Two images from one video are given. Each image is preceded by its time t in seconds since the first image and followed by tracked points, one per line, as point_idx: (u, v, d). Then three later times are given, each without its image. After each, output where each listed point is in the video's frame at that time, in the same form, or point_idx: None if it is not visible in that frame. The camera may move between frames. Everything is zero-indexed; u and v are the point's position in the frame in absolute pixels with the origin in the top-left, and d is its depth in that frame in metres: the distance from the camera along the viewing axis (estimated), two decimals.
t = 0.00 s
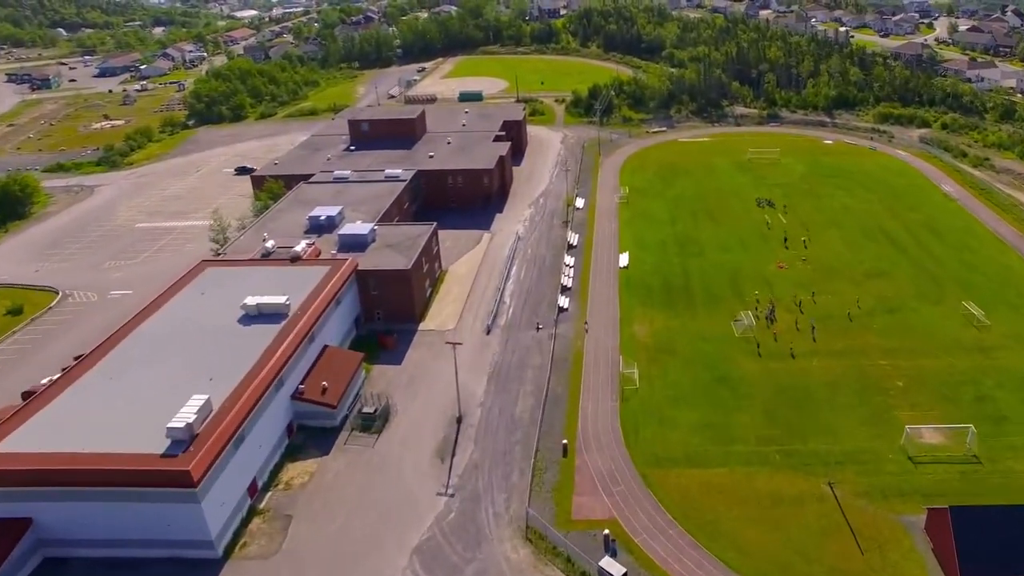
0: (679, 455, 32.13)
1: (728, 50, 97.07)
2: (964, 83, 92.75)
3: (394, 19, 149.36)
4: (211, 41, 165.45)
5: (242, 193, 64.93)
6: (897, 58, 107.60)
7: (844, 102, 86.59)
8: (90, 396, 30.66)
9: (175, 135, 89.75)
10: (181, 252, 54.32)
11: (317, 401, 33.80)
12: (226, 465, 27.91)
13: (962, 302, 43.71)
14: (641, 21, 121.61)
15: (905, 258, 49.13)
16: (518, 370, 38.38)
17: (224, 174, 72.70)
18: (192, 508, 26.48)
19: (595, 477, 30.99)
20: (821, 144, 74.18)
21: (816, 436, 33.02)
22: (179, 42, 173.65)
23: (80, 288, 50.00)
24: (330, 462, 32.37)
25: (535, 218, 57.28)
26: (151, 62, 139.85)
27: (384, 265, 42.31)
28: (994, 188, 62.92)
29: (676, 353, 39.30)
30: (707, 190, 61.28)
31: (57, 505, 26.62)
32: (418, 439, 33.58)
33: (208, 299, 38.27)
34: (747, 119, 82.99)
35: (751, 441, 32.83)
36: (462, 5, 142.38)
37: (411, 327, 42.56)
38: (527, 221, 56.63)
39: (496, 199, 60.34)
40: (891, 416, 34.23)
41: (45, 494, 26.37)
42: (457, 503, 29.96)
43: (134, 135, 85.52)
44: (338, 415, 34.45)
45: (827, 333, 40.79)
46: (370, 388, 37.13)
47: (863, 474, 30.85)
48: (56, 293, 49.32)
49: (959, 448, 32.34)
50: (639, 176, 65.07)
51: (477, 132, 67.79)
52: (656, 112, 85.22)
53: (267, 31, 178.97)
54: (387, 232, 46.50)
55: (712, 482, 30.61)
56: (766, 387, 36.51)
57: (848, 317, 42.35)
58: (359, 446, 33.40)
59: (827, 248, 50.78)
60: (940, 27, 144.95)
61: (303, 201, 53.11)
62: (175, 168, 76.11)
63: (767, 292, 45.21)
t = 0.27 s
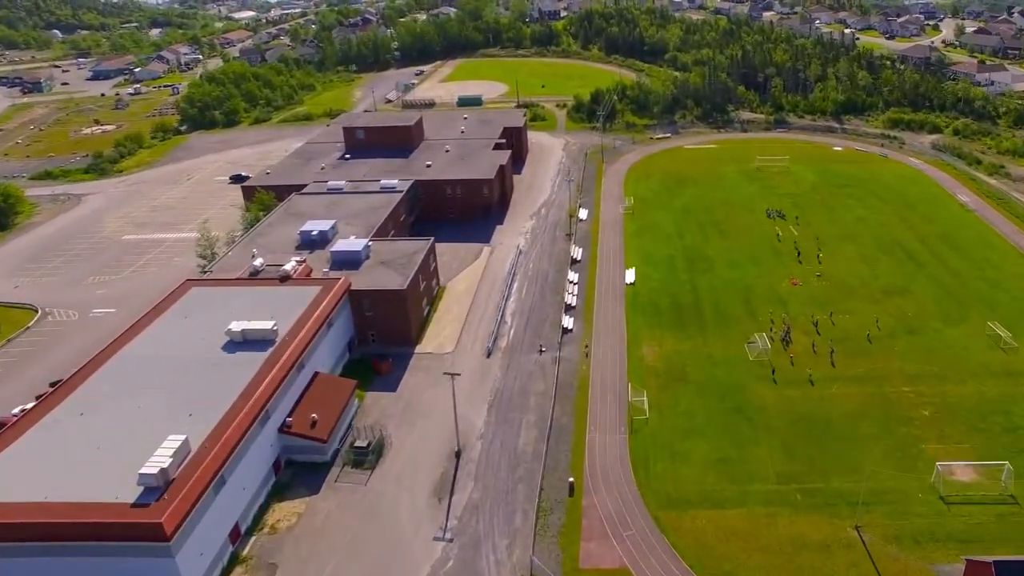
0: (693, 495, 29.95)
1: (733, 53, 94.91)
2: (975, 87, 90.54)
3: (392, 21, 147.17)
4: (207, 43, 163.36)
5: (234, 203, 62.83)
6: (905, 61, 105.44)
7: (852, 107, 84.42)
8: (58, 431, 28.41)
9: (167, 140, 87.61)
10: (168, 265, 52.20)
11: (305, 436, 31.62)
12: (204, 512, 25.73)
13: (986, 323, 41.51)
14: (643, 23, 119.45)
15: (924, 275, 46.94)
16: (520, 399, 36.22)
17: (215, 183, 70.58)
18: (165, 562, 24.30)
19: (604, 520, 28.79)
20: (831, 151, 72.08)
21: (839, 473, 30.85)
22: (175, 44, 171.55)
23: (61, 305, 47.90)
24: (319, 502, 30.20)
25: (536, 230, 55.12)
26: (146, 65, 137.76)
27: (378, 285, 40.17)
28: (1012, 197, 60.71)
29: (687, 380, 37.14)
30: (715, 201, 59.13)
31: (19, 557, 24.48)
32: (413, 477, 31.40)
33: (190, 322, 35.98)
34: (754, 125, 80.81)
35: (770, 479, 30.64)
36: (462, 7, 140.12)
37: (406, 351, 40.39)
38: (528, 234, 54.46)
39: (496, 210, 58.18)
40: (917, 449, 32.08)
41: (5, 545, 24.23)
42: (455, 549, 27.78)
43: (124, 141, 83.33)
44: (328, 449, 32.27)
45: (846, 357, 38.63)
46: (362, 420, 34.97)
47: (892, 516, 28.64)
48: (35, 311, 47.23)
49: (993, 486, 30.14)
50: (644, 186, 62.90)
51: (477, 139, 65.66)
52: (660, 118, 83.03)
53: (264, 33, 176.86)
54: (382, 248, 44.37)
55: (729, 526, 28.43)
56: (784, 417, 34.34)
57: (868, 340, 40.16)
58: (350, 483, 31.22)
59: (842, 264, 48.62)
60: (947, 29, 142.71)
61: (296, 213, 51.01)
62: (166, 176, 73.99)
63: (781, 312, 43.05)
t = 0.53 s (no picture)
0: (708, 540, 27.79)
1: (737, 56, 92.77)
2: (985, 92, 88.41)
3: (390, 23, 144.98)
4: (202, 45, 161.22)
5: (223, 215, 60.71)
6: (912, 65, 103.34)
7: (861, 112, 82.28)
8: (21, 476, 26.26)
9: (158, 147, 85.44)
10: (153, 281, 50.01)
11: (291, 475, 29.48)
12: (176, 569, 23.56)
13: (1012, 346, 39.36)
14: (645, 25, 117.26)
15: (943, 293, 44.80)
16: (521, 431, 34.06)
17: (205, 192, 68.40)
18: None
19: (612, 571, 26.57)
20: (840, 159, 69.97)
21: (864, 515, 28.71)
22: (170, 46, 169.41)
23: (40, 325, 45.78)
24: (304, 549, 28.05)
25: (537, 244, 52.95)
26: (139, 68, 135.58)
27: (370, 307, 38.00)
28: None
29: (698, 409, 35.00)
30: (723, 212, 57.00)
31: None
32: (406, 519, 29.23)
33: (169, 350, 33.73)
34: (760, 131, 78.65)
35: (790, 523, 28.48)
36: (460, 8, 137.91)
37: (400, 377, 38.24)
38: (528, 248, 52.29)
39: (495, 223, 56.01)
40: (946, 488, 29.93)
41: None
42: None
43: (113, 148, 81.12)
44: (315, 489, 30.12)
45: (865, 384, 36.49)
46: (352, 455, 32.80)
47: (924, 567, 26.42)
48: (12, 332, 45.13)
49: None
50: (649, 196, 60.76)
51: (475, 148, 63.47)
52: (664, 123, 80.86)
53: (260, 35, 174.75)
54: (374, 267, 42.20)
55: None
56: (803, 451, 32.19)
57: (888, 365, 38.02)
58: (338, 526, 29.05)
59: (857, 281, 46.50)
60: (953, 31, 140.59)
61: (286, 227, 48.83)
62: (155, 185, 71.83)
63: (795, 333, 40.91)
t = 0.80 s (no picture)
0: None
1: (741, 59, 90.62)
2: (995, 96, 86.23)
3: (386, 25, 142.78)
4: (195, 48, 159.01)
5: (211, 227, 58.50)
6: (919, 68, 101.25)
7: (868, 117, 80.17)
8: None
9: (146, 153, 83.19)
10: (133, 298, 47.74)
11: (272, 521, 27.32)
12: None
13: None
14: (646, 27, 115.09)
15: (964, 311, 42.63)
16: (519, 467, 31.91)
17: (193, 201, 66.14)
18: None
19: None
20: (848, 166, 67.84)
21: (891, 564, 26.54)
22: (163, 48, 167.22)
23: (13, 347, 43.54)
24: None
25: (536, 258, 50.77)
26: (131, 71, 133.36)
27: (360, 332, 35.81)
28: None
29: (708, 443, 32.83)
30: (730, 223, 54.84)
31: None
32: (396, 568, 27.05)
33: (143, 381, 31.48)
34: (764, 136, 76.53)
35: (811, 573, 26.31)
36: (457, 10, 135.77)
37: (392, 405, 36.11)
38: (527, 263, 50.11)
39: (492, 235, 53.85)
40: (979, 533, 27.73)
41: None
42: None
43: (100, 155, 78.78)
44: (300, 534, 27.99)
45: (886, 413, 34.32)
46: (339, 494, 30.67)
47: None
48: None
49: None
50: (652, 206, 58.61)
51: (472, 157, 61.28)
52: (666, 129, 78.73)
53: (255, 37, 172.47)
54: (365, 286, 40.05)
55: None
56: (823, 489, 30.02)
57: (909, 391, 35.82)
58: None
59: (872, 298, 44.34)
60: (958, 33, 138.49)
61: (273, 242, 46.58)
62: (142, 194, 69.54)
63: (809, 356, 38.75)
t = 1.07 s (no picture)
0: None
1: (743, 62, 88.47)
2: (1005, 99, 84.10)
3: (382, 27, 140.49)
4: (188, 50, 156.60)
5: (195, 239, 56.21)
6: (925, 71, 99.16)
7: (874, 122, 78.04)
8: None
9: (133, 160, 80.84)
10: (111, 317, 45.43)
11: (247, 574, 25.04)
12: None
13: None
14: (646, 29, 112.91)
15: (985, 332, 40.46)
16: (516, 508, 29.69)
17: (178, 212, 63.84)
18: None
19: None
20: (857, 174, 65.68)
21: None
22: (156, 51, 164.84)
23: None
24: None
25: (534, 273, 48.59)
26: (121, 75, 130.96)
27: (346, 359, 33.53)
28: None
29: (719, 480, 30.64)
30: (736, 236, 52.72)
31: None
32: None
33: (112, 416, 29.08)
34: (769, 142, 74.39)
35: None
36: (454, 12, 133.57)
37: (381, 437, 33.90)
38: (524, 279, 47.91)
39: (488, 249, 51.65)
40: None
41: None
42: None
43: (85, 162, 76.46)
44: None
45: (907, 446, 32.16)
46: (322, 540, 28.44)
47: None
48: None
49: None
50: (654, 218, 56.47)
51: (467, 166, 59.06)
52: (667, 135, 76.58)
53: (249, 39, 170.09)
54: (353, 308, 37.83)
55: None
56: (843, 534, 27.82)
57: (931, 422, 33.65)
58: None
59: (888, 318, 42.21)
60: (962, 35, 136.38)
61: (258, 259, 44.26)
62: (126, 204, 67.23)
63: (823, 382, 36.61)
